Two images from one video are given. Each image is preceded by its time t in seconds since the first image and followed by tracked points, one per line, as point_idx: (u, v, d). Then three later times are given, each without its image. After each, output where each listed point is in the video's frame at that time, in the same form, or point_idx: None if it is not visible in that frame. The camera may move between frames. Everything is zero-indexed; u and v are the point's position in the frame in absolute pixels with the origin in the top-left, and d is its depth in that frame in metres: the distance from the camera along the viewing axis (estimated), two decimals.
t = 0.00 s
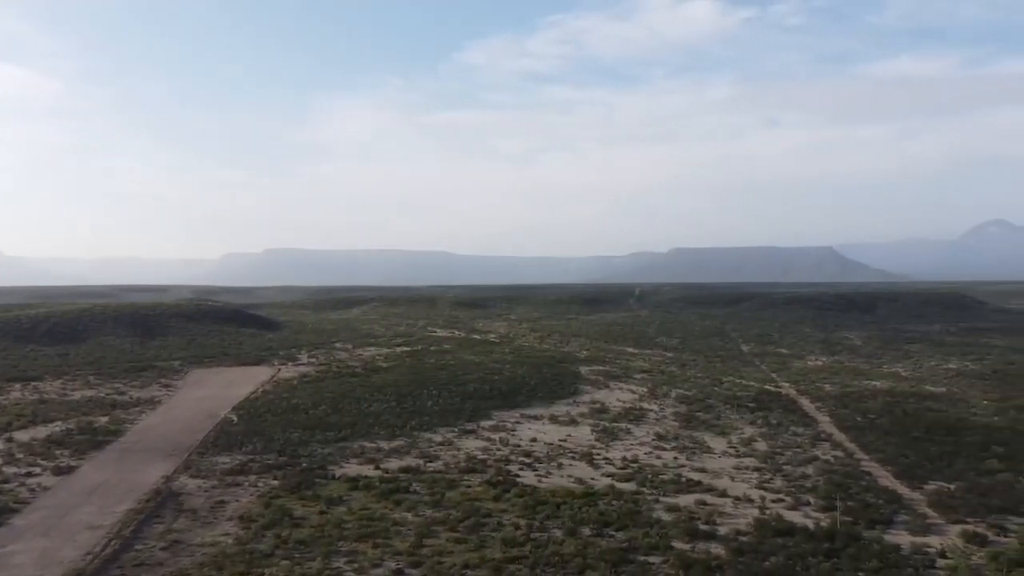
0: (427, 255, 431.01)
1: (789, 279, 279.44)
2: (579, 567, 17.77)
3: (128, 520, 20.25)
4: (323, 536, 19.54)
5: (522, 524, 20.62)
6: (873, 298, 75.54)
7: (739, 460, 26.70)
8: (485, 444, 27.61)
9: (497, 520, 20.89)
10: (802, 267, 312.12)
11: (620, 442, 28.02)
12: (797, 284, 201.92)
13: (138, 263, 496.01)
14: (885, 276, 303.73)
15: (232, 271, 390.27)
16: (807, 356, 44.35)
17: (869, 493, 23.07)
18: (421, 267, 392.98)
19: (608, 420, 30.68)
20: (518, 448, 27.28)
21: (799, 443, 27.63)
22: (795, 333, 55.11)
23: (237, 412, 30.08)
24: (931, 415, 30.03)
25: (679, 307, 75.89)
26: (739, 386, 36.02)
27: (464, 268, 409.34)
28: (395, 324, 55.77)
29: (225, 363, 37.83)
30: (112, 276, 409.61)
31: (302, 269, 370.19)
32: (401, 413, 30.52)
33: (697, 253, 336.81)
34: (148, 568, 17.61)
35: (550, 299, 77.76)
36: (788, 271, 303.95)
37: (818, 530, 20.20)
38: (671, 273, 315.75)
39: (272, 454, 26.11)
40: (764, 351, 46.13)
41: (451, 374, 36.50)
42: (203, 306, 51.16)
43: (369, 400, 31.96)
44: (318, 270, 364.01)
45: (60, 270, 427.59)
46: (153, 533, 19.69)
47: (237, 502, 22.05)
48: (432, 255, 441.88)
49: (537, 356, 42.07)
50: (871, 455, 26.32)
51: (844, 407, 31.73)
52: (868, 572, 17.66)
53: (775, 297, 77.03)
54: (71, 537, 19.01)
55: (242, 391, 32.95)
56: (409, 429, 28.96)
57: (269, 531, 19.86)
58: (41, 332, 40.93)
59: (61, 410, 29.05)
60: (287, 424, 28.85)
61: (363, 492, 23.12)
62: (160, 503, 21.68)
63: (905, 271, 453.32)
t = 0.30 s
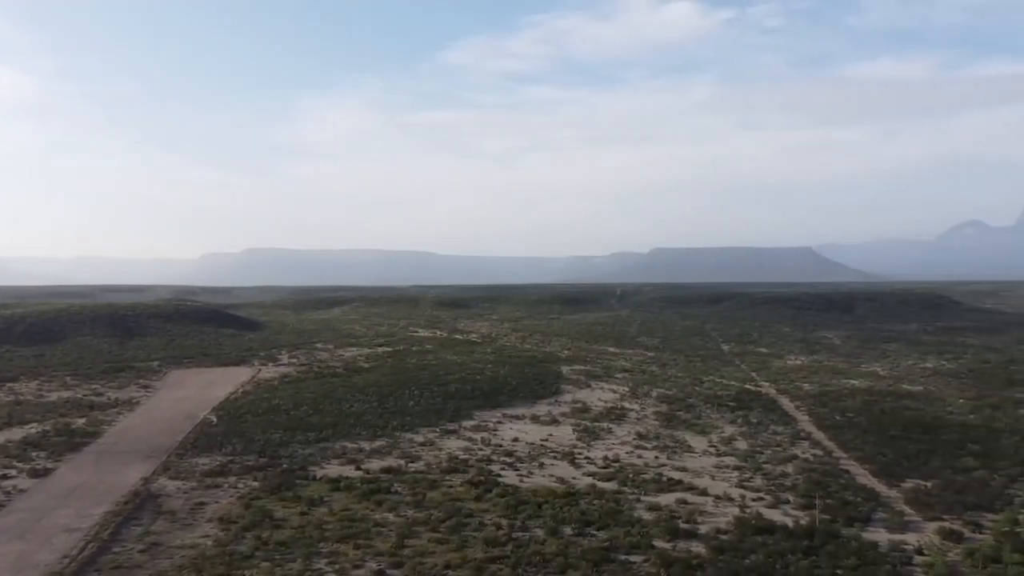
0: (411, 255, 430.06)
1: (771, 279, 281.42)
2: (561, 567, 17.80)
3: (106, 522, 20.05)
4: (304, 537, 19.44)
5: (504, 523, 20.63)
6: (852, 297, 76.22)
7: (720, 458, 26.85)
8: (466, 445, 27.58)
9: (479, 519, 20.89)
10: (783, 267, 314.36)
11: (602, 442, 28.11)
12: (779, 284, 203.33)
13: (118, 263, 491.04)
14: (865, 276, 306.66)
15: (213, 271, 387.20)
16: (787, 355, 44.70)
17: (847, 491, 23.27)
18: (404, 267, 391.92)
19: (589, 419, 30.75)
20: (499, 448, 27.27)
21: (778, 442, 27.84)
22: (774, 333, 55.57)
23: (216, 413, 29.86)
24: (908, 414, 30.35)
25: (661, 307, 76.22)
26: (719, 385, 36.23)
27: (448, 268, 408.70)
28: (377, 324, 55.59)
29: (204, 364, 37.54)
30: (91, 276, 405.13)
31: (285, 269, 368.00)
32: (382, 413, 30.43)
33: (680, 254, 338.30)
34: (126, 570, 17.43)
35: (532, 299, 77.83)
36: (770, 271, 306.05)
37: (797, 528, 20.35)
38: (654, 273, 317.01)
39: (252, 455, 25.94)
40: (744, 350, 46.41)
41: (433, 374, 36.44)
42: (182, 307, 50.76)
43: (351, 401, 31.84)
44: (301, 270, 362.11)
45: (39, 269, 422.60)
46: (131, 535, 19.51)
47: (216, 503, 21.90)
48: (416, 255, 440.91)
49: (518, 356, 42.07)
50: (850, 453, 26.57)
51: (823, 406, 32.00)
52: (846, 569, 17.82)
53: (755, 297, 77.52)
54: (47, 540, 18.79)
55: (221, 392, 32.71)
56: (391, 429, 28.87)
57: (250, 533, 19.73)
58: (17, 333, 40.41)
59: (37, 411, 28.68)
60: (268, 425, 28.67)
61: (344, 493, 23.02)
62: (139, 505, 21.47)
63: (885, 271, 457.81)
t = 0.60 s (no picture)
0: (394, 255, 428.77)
1: (753, 279, 283.21)
2: (542, 566, 17.81)
3: (83, 525, 19.84)
4: (285, 538, 19.34)
5: (485, 523, 20.64)
6: (831, 297, 76.88)
7: (700, 457, 27.00)
8: (448, 445, 27.54)
9: (461, 519, 20.87)
10: (765, 267, 316.46)
11: (583, 441, 28.18)
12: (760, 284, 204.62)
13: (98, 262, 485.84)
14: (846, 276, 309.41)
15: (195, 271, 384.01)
16: (767, 354, 45.02)
17: (827, 489, 23.46)
18: (388, 267, 390.64)
19: (571, 419, 30.81)
20: (481, 448, 27.25)
21: (758, 441, 28.03)
22: (754, 332, 55.96)
23: (196, 414, 29.62)
24: (886, 412, 30.66)
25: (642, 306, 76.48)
26: (700, 384, 36.41)
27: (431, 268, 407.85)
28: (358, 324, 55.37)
29: (184, 364, 37.23)
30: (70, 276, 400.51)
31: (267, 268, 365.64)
32: (364, 413, 30.32)
33: (663, 253, 339.61)
34: (103, 574, 17.24)
35: (514, 299, 77.83)
36: (752, 271, 307.97)
37: (777, 526, 20.50)
38: (638, 273, 318.10)
39: (232, 456, 25.77)
40: (725, 349, 46.68)
41: (414, 374, 36.37)
42: (161, 307, 50.31)
43: (332, 401, 31.71)
44: (284, 270, 360.07)
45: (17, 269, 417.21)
46: (110, 538, 19.31)
47: (196, 505, 21.73)
48: (400, 254, 439.74)
49: (500, 356, 42.05)
50: (829, 451, 26.81)
51: (802, 405, 32.26)
52: (826, 566, 17.97)
53: (736, 297, 77.97)
54: (23, 544, 18.55)
55: (201, 393, 32.45)
56: (372, 429, 28.78)
57: (230, 534, 19.60)
58: None
59: (13, 413, 28.30)
60: (248, 426, 28.47)
61: (325, 494, 22.92)
62: (117, 507, 21.26)
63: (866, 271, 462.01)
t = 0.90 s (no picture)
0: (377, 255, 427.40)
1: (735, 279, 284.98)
2: (524, 566, 17.83)
3: (60, 528, 19.62)
4: (265, 540, 19.22)
5: (467, 523, 20.62)
6: (810, 297, 77.54)
7: (681, 456, 27.14)
8: (430, 445, 27.50)
9: (442, 520, 20.85)
10: (747, 267, 318.49)
11: (565, 441, 28.25)
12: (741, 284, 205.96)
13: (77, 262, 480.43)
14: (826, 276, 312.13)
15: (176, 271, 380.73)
16: (747, 353, 45.35)
17: (806, 487, 23.66)
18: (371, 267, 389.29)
19: (552, 419, 30.87)
20: (463, 448, 27.23)
21: (738, 440, 28.22)
22: (735, 332, 56.32)
23: (175, 415, 29.39)
24: (864, 411, 30.98)
25: (623, 306, 76.77)
26: (681, 384, 36.61)
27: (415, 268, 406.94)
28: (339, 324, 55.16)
29: (162, 365, 36.92)
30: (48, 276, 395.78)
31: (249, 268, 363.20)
32: (345, 414, 30.21)
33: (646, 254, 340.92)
34: None
35: (496, 299, 77.84)
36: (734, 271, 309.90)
37: (757, 524, 20.64)
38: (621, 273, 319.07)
39: (212, 457, 25.59)
40: (706, 349, 46.96)
41: (396, 374, 36.30)
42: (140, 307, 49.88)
43: (313, 401, 31.56)
44: (266, 271, 357.92)
45: None
46: (87, 540, 19.12)
47: (175, 506, 21.56)
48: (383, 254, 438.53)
49: (482, 356, 42.04)
50: (808, 450, 27.05)
51: (782, 403, 32.51)
52: (805, 564, 18.12)
53: (716, 296, 78.46)
54: None
55: (180, 394, 32.19)
56: (354, 430, 28.70)
57: (210, 536, 19.45)
58: None
59: None
60: (228, 427, 28.28)
61: (306, 495, 22.81)
62: (94, 509, 21.05)
63: (846, 271, 466.29)
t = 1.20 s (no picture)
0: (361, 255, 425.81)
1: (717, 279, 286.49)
2: (506, 566, 17.85)
3: (36, 531, 19.39)
4: (245, 541, 19.10)
5: (449, 523, 20.60)
6: (790, 296, 78.14)
7: (662, 455, 27.27)
8: (412, 445, 27.46)
9: (424, 520, 20.83)
10: (730, 266, 320.34)
11: (547, 440, 28.30)
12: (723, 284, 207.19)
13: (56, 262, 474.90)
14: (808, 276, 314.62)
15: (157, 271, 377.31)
16: (728, 353, 45.61)
17: (786, 485, 23.85)
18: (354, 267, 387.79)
19: (534, 418, 30.90)
20: (445, 448, 27.20)
21: (719, 439, 28.40)
22: (716, 331, 56.66)
23: (154, 416, 29.14)
24: (843, 410, 31.26)
25: (605, 306, 76.98)
26: (662, 383, 36.78)
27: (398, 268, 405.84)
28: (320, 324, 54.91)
29: (141, 365, 36.59)
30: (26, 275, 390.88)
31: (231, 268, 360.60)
32: (326, 414, 30.08)
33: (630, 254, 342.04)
34: None
35: (478, 299, 77.80)
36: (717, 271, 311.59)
37: (737, 523, 20.77)
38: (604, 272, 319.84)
39: (192, 459, 25.40)
40: (687, 348, 47.22)
41: (378, 374, 36.21)
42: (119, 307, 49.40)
43: (294, 402, 31.41)
44: (248, 270, 355.51)
45: None
46: (64, 543, 18.91)
47: (154, 508, 21.37)
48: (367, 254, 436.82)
49: (464, 356, 42.01)
50: (788, 448, 27.27)
51: (762, 403, 32.74)
52: (784, 561, 18.26)
53: (697, 296, 78.89)
54: None
55: (158, 395, 31.91)
56: (335, 430, 28.58)
57: (189, 538, 19.31)
58: None
59: None
60: (208, 428, 28.08)
61: (287, 496, 22.69)
62: (72, 512, 20.84)
63: (827, 271, 470.20)
